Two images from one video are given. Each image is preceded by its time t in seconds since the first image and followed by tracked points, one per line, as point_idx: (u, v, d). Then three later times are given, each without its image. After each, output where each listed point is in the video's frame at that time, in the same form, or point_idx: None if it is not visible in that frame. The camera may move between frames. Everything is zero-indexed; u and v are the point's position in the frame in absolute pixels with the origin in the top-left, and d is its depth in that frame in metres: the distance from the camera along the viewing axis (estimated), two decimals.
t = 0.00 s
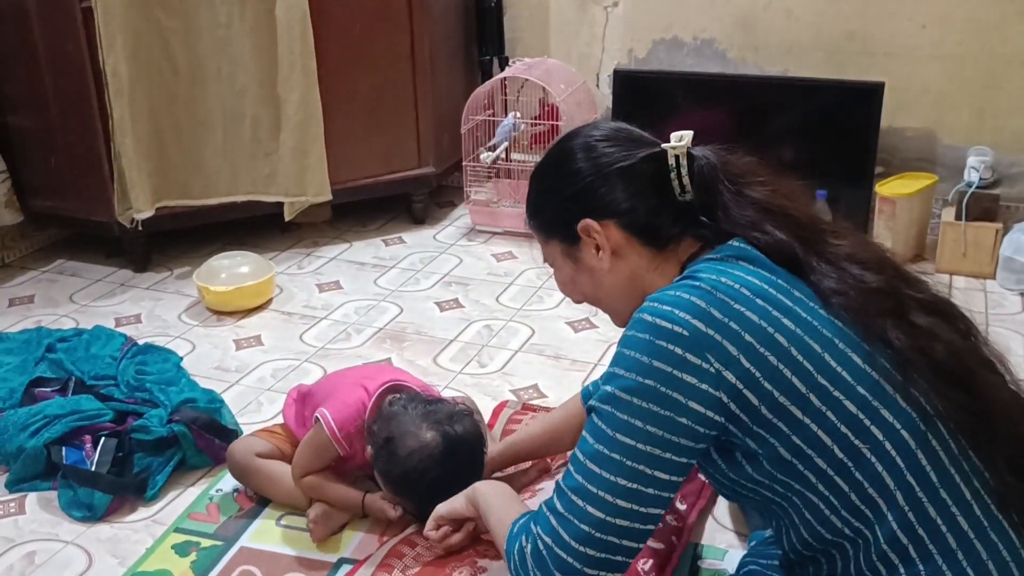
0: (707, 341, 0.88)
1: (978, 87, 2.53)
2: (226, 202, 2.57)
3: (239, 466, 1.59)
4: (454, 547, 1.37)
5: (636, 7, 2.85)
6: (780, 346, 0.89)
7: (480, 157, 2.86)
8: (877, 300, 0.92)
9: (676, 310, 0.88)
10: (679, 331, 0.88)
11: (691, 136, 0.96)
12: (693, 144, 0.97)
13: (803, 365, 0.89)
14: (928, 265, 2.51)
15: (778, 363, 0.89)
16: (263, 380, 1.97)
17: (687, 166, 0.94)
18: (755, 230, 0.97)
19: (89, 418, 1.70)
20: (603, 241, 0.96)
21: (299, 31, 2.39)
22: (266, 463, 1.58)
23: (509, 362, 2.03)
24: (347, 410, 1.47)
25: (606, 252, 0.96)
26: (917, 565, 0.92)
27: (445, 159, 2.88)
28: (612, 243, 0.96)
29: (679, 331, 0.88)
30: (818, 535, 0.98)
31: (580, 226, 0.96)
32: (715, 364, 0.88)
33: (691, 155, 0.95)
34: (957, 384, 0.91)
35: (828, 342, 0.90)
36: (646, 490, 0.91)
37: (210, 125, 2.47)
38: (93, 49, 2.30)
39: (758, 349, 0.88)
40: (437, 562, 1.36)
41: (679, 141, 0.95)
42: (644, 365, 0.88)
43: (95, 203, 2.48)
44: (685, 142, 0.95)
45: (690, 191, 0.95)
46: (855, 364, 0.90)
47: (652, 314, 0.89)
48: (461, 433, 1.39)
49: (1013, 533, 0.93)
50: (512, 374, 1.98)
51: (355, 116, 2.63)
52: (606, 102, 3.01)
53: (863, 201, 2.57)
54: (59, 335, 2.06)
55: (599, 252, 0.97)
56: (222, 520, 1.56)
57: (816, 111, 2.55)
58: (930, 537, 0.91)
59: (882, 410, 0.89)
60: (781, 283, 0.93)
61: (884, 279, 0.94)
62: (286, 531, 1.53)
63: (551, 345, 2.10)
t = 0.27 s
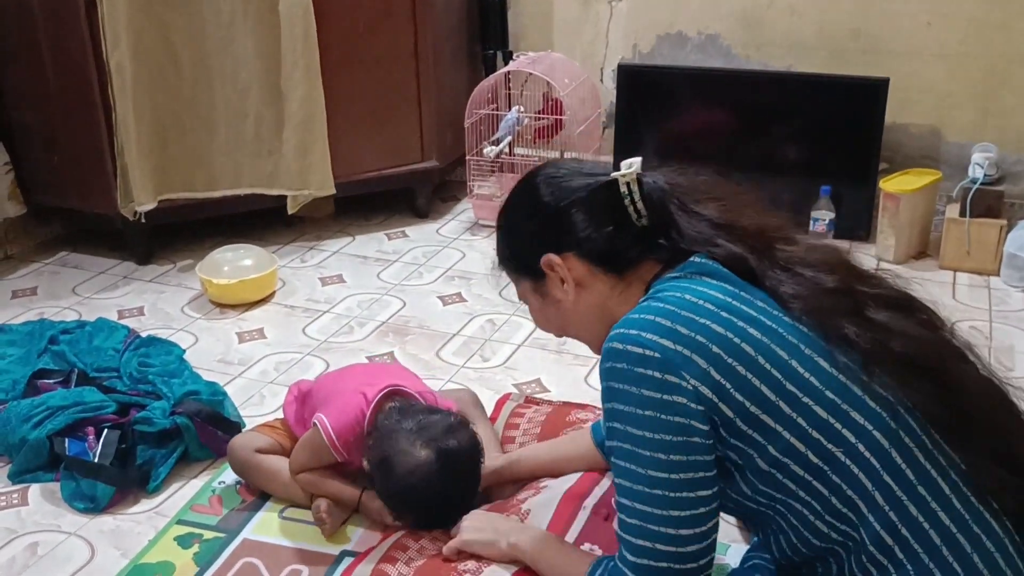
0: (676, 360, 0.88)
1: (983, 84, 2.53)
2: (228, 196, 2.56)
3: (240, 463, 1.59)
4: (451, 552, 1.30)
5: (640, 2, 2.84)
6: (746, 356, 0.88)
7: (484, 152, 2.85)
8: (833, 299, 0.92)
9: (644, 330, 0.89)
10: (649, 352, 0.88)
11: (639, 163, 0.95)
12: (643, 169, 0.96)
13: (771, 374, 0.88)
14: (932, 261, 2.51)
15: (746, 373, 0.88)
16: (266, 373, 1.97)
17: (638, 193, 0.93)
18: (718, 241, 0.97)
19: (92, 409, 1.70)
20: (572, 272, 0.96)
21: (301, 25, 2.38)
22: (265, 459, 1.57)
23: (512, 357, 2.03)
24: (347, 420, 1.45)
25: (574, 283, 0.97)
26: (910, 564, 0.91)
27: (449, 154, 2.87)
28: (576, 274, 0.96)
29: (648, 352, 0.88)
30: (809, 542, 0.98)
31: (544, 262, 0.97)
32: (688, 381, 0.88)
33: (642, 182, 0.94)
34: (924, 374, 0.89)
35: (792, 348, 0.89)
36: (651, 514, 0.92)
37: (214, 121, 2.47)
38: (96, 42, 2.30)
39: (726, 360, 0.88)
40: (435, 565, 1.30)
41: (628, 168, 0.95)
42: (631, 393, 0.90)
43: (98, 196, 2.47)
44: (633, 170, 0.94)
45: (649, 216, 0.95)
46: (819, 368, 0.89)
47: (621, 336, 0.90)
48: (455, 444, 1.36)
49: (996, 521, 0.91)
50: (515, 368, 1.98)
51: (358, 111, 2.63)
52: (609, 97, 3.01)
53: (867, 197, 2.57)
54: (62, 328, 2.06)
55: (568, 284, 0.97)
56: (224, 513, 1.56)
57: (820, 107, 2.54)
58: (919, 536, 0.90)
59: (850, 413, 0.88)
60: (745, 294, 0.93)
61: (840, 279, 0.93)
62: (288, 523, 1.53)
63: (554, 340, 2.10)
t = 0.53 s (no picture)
0: (631, 354, 0.86)
1: (986, 78, 2.52)
2: (229, 187, 2.56)
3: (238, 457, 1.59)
4: (445, 549, 1.29)
5: None
6: (700, 348, 0.87)
7: (486, 144, 2.85)
8: (783, 291, 0.92)
9: (600, 327, 0.88)
10: (604, 348, 0.87)
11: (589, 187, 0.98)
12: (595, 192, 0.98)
13: (727, 365, 0.87)
14: (934, 256, 2.51)
15: (701, 365, 0.87)
16: (267, 364, 1.97)
17: (589, 210, 0.95)
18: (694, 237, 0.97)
19: (93, 400, 1.70)
20: (542, 292, 0.96)
21: (304, 15, 2.38)
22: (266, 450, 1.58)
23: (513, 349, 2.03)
24: (347, 417, 1.45)
25: (546, 304, 0.97)
26: (877, 554, 0.87)
27: (451, 147, 2.87)
28: (542, 296, 0.97)
29: (603, 348, 0.87)
30: (780, 534, 0.95)
31: (512, 288, 0.97)
32: (642, 374, 0.86)
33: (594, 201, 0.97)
34: (877, 357, 0.88)
35: (746, 340, 0.88)
36: (608, 505, 0.91)
37: (216, 111, 2.46)
38: (98, 31, 2.30)
39: (679, 352, 0.87)
40: (432, 564, 1.28)
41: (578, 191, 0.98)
42: (590, 388, 0.88)
43: (100, 186, 2.47)
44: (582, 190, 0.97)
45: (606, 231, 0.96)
46: (773, 357, 0.87)
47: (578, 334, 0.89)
48: (420, 461, 1.34)
49: (970, 503, 0.87)
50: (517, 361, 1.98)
51: (360, 103, 2.62)
52: (612, 90, 3.00)
53: (869, 192, 2.56)
54: (63, 318, 2.06)
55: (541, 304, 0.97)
56: (225, 503, 1.56)
57: (823, 101, 2.54)
58: (884, 526, 0.86)
59: (807, 400, 0.86)
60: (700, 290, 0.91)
61: (791, 272, 0.94)
62: (288, 514, 1.53)
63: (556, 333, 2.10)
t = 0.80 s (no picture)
0: (671, 317, 0.85)
1: (988, 76, 2.52)
2: (230, 184, 2.56)
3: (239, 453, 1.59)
4: (446, 552, 1.30)
5: None
6: (743, 324, 0.85)
7: (487, 141, 2.85)
8: (824, 277, 0.90)
9: (642, 286, 0.86)
10: (644, 307, 0.85)
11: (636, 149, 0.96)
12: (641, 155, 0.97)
13: (767, 344, 0.85)
14: (935, 255, 2.50)
15: (742, 341, 0.85)
16: (268, 361, 1.97)
17: (634, 174, 0.93)
18: (714, 216, 0.96)
19: (94, 397, 1.70)
20: (571, 254, 0.95)
21: (305, 10, 2.39)
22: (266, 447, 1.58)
23: (514, 347, 2.03)
24: (348, 415, 1.45)
25: (575, 266, 0.96)
26: (893, 553, 0.86)
27: (452, 143, 2.86)
28: (574, 256, 0.95)
29: (643, 307, 0.85)
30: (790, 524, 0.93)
31: (542, 245, 0.96)
32: (680, 341, 0.85)
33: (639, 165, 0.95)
34: (914, 357, 0.86)
35: (790, 323, 0.86)
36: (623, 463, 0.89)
37: (217, 106, 2.46)
38: (99, 26, 2.29)
39: (723, 324, 0.85)
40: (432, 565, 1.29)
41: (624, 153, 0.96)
42: (623, 344, 0.87)
43: (101, 183, 2.47)
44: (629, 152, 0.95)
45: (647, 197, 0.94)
46: (817, 346, 0.85)
47: (619, 289, 0.87)
48: (418, 460, 1.33)
49: (990, 519, 0.86)
50: (517, 358, 1.98)
51: (361, 99, 2.62)
52: (614, 87, 3.00)
53: (871, 190, 2.56)
54: (64, 315, 2.06)
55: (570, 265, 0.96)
56: (225, 500, 1.56)
57: (825, 98, 2.53)
58: (904, 523, 0.85)
59: (845, 392, 0.84)
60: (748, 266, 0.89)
61: (833, 262, 0.92)
62: (288, 512, 1.53)
63: (557, 330, 2.10)
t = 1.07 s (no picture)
0: (775, 295, 0.85)
1: (989, 77, 2.52)
2: (229, 186, 2.56)
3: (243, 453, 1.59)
4: (446, 553, 1.29)
5: None
6: (846, 316, 0.86)
7: (486, 144, 2.84)
8: (939, 286, 0.90)
9: (751, 256, 0.85)
10: (748, 280, 0.85)
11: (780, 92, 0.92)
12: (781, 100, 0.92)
13: (866, 340, 0.86)
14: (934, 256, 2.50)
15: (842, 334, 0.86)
16: (267, 364, 1.97)
17: (774, 122, 0.90)
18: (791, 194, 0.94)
19: (93, 400, 1.70)
20: (676, 185, 0.92)
21: (304, 13, 2.39)
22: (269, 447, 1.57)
23: (513, 349, 2.03)
24: (348, 419, 1.45)
25: (673, 197, 0.93)
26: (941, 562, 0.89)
27: (451, 146, 2.86)
28: (682, 187, 0.92)
29: (747, 280, 0.85)
30: (835, 516, 0.96)
31: (650, 163, 0.93)
32: (778, 321, 0.85)
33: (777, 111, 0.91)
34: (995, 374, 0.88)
35: (894, 326, 0.86)
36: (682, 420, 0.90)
37: (216, 107, 2.46)
38: (98, 29, 2.29)
39: (826, 314, 0.85)
40: (431, 566, 1.29)
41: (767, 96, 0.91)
42: (714, 310, 0.86)
43: (99, 185, 2.47)
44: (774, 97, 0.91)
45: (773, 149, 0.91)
46: (919, 354, 0.86)
47: (724, 252, 0.86)
48: (405, 466, 1.33)
49: None
50: (517, 361, 1.98)
51: (360, 102, 2.62)
52: (613, 89, 3.00)
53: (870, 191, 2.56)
54: (64, 318, 2.06)
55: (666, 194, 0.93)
56: (225, 503, 1.56)
57: (825, 99, 2.53)
58: (958, 533, 0.88)
59: (936, 404, 0.86)
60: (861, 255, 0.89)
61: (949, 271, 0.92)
62: (288, 514, 1.53)
63: (556, 333, 2.10)
